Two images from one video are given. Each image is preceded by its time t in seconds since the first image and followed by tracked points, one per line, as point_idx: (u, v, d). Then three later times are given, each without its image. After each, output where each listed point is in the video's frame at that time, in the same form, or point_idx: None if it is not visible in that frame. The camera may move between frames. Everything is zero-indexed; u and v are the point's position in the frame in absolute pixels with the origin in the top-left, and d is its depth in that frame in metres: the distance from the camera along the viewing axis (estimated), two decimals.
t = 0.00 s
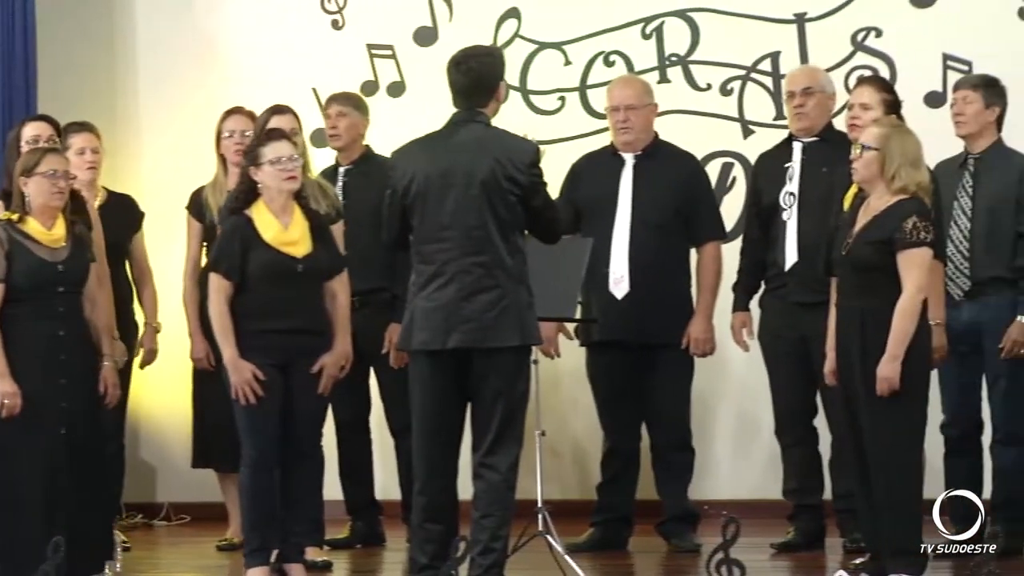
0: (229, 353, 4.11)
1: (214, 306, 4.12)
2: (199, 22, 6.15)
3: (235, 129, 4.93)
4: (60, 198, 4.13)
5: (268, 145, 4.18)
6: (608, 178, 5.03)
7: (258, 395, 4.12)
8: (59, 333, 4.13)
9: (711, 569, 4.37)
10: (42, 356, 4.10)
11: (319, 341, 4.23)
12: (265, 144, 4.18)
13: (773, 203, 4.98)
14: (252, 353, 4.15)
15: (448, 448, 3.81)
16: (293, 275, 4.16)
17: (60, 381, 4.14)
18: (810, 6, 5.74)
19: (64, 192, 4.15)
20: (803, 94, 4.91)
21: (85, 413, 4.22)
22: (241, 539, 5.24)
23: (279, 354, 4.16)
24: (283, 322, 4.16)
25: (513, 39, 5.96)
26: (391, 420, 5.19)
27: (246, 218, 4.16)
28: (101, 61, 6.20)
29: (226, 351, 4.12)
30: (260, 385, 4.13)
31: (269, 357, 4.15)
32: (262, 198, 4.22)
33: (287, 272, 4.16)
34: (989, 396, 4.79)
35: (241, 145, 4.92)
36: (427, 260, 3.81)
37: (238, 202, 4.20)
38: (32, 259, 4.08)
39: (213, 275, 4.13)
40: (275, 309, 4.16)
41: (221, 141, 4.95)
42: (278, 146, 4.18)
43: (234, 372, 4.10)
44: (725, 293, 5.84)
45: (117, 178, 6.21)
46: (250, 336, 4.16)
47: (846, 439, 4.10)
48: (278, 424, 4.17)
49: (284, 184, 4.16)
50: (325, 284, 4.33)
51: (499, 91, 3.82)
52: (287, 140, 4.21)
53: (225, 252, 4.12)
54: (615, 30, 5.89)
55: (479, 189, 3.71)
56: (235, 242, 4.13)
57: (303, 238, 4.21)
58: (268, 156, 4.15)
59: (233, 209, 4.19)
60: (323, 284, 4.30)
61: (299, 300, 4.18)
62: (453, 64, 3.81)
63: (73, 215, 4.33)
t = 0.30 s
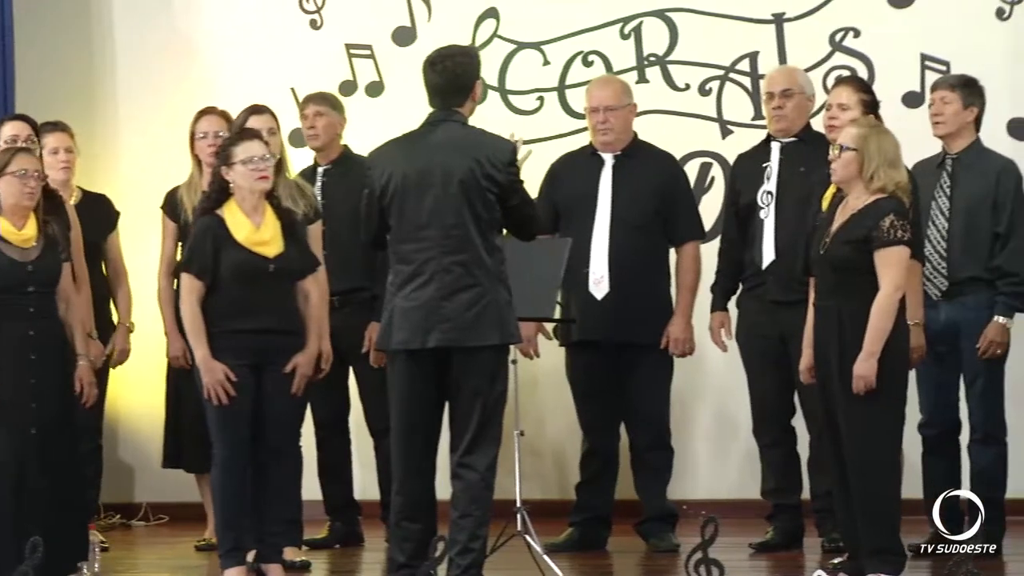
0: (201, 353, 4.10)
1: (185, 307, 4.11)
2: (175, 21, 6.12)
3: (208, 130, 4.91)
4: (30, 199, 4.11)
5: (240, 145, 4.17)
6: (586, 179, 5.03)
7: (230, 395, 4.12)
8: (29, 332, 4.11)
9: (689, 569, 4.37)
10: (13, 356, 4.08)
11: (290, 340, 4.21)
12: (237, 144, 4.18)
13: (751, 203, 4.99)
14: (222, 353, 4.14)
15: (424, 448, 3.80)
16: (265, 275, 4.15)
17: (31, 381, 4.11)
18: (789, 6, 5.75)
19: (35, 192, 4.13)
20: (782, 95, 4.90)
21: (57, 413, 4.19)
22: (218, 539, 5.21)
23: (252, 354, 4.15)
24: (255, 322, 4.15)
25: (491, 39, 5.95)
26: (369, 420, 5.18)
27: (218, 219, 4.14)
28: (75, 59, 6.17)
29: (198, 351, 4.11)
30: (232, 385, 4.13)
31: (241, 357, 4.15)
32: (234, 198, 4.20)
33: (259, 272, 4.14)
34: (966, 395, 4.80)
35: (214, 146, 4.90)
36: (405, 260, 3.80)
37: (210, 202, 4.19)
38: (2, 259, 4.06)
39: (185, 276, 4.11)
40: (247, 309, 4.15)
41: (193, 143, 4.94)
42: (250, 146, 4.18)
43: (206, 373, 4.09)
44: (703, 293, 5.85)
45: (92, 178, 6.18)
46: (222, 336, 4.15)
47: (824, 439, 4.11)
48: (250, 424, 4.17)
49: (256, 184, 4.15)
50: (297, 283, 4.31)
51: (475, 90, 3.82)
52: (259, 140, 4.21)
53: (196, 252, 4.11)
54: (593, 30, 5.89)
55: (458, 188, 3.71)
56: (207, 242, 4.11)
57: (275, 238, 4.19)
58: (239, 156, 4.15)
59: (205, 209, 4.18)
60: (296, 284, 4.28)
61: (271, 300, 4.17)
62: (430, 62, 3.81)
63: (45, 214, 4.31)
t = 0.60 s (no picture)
0: (169, 353, 4.08)
1: (153, 308, 4.10)
2: (148, 21, 6.09)
3: (177, 132, 4.91)
4: None
5: (209, 145, 4.16)
6: (560, 180, 5.02)
7: (199, 395, 4.10)
8: None
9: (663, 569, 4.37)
10: None
11: (260, 341, 4.19)
12: (206, 144, 4.16)
13: (726, 204, 5.00)
14: (191, 354, 4.12)
15: (399, 449, 3.79)
16: (233, 275, 4.12)
17: None
18: (763, 7, 5.76)
19: (3, 192, 4.10)
20: (757, 97, 4.89)
21: (27, 413, 4.17)
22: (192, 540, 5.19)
23: (222, 354, 4.14)
24: (225, 322, 4.13)
25: (466, 39, 5.95)
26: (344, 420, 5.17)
27: (186, 219, 4.13)
28: (47, 59, 6.13)
29: (167, 352, 4.09)
30: (201, 385, 4.11)
31: (210, 358, 4.13)
32: (202, 198, 4.18)
33: (227, 273, 4.11)
34: (939, 395, 4.82)
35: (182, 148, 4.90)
36: (380, 261, 3.78)
37: (179, 202, 4.17)
38: None
39: (153, 276, 4.10)
40: (217, 309, 4.13)
41: (163, 145, 4.93)
42: (219, 146, 4.16)
43: (175, 373, 4.07)
44: (678, 293, 5.85)
45: (64, 177, 6.14)
46: (191, 337, 4.13)
47: (797, 438, 4.12)
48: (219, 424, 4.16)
49: (224, 185, 4.13)
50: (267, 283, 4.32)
51: (442, 88, 3.81)
52: (228, 140, 4.19)
53: (165, 253, 4.09)
54: (568, 30, 5.89)
55: (433, 187, 3.71)
56: (175, 243, 4.10)
57: (244, 238, 4.16)
58: (208, 156, 4.13)
59: (173, 210, 4.16)
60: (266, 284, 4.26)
61: (241, 300, 4.14)
62: (398, 62, 3.80)
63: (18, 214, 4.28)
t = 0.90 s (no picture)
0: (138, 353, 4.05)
1: (122, 309, 4.06)
2: (119, 20, 6.06)
3: (148, 130, 4.88)
4: None
5: (178, 145, 4.13)
6: (533, 180, 5.01)
7: (168, 396, 4.08)
8: None
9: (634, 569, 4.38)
10: None
11: (230, 341, 4.18)
12: (175, 143, 4.14)
13: (699, 204, 5.00)
14: (160, 355, 4.10)
15: (372, 449, 3.78)
16: (201, 276, 4.10)
17: None
18: (736, 7, 5.76)
19: None
20: (730, 99, 4.89)
21: None
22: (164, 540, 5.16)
23: (191, 353, 4.13)
24: (193, 323, 4.11)
25: (438, 39, 5.94)
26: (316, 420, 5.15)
27: (154, 219, 4.10)
28: (17, 58, 6.09)
29: (135, 352, 4.07)
30: (169, 385, 4.09)
31: (178, 359, 4.11)
32: (170, 198, 4.15)
33: (195, 273, 4.09)
34: (910, 395, 4.84)
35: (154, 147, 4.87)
36: (352, 262, 3.76)
37: (147, 202, 4.14)
38: None
39: (121, 276, 4.06)
40: (185, 310, 4.11)
41: (135, 144, 4.90)
42: (188, 146, 4.14)
43: (143, 374, 4.05)
44: (650, 293, 5.85)
45: (35, 176, 6.10)
46: (159, 337, 4.11)
47: (769, 438, 4.13)
48: (190, 425, 4.14)
49: (193, 185, 4.11)
50: (235, 283, 4.29)
51: (417, 89, 3.81)
52: (197, 140, 4.17)
53: (133, 252, 4.06)
54: (540, 31, 5.88)
55: (405, 187, 3.70)
56: (143, 243, 4.07)
57: (211, 238, 4.14)
58: (177, 156, 4.11)
59: (141, 210, 4.13)
60: (234, 284, 4.26)
61: (209, 301, 4.13)
62: (372, 62, 3.79)
63: None
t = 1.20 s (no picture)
0: (111, 354, 4.03)
1: (94, 310, 4.04)
2: (97, 19, 6.03)
3: (127, 131, 4.87)
4: None
5: (151, 145, 4.11)
6: (511, 180, 5.01)
7: (141, 397, 4.06)
8: None
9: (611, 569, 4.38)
10: None
11: (203, 341, 4.17)
12: (148, 144, 4.12)
13: (677, 203, 5.01)
14: (133, 356, 4.07)
15: (348, 449, 3.77)
16: (174, 276, 4.09)
17: None
18: (713, 7, 5.77)
19: None
20: (710, 102, 4.89)
21: None
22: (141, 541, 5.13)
23: (165, 354, 4.10)
24: (166, 323, 4.09)
25: (415, 39, 5.93)
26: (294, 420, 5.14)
27: (126, 220, 4.08)
28: None
29: (108, 353, 4.04)
30: (142, 386, 4.06)
31: (151, 359, 4.09)
32: (143, 198, 4.14)
33: (168, 274, 4.08)
34: (887, 395, 4.85)
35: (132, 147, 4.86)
36: (327, 260, 3.76)
37: (120, 203, 4.13)
38: None
39: (93, 277, 4.04)
40: (158, 311, 4.09)
41: (113, 144, 4.89)
42: (162, 146, 4.12)
43: (117, 375, 4.02)
44: (628, 293, 5.85)
45: (11, 175, 6.07)
46: (131, 337, 4.08)
47: (746, 438, 4.13)
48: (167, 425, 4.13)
49: (166, 185, 4.09)
50: (209, 284, 4.28)
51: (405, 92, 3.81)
52: (171, 141, 4.15)
53: (105, 253, 4.04)
54: (517, 31, 5.88)
55: (383, 189, 3.70)
56: (115, 244, 4.05)
57: (184, 239, 4.12)
58: (151, 156, 4.09)
59: (114, 210, 4.12)
60: (207, 284, 4.25)
61: (182, 301, 4.11)
62: (363, 59, 3.77)
63: None
